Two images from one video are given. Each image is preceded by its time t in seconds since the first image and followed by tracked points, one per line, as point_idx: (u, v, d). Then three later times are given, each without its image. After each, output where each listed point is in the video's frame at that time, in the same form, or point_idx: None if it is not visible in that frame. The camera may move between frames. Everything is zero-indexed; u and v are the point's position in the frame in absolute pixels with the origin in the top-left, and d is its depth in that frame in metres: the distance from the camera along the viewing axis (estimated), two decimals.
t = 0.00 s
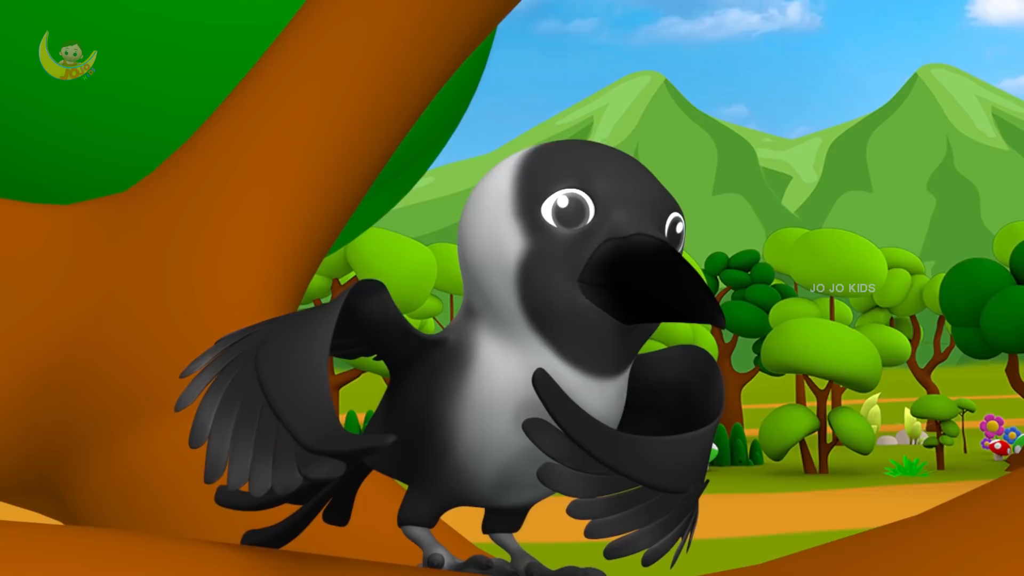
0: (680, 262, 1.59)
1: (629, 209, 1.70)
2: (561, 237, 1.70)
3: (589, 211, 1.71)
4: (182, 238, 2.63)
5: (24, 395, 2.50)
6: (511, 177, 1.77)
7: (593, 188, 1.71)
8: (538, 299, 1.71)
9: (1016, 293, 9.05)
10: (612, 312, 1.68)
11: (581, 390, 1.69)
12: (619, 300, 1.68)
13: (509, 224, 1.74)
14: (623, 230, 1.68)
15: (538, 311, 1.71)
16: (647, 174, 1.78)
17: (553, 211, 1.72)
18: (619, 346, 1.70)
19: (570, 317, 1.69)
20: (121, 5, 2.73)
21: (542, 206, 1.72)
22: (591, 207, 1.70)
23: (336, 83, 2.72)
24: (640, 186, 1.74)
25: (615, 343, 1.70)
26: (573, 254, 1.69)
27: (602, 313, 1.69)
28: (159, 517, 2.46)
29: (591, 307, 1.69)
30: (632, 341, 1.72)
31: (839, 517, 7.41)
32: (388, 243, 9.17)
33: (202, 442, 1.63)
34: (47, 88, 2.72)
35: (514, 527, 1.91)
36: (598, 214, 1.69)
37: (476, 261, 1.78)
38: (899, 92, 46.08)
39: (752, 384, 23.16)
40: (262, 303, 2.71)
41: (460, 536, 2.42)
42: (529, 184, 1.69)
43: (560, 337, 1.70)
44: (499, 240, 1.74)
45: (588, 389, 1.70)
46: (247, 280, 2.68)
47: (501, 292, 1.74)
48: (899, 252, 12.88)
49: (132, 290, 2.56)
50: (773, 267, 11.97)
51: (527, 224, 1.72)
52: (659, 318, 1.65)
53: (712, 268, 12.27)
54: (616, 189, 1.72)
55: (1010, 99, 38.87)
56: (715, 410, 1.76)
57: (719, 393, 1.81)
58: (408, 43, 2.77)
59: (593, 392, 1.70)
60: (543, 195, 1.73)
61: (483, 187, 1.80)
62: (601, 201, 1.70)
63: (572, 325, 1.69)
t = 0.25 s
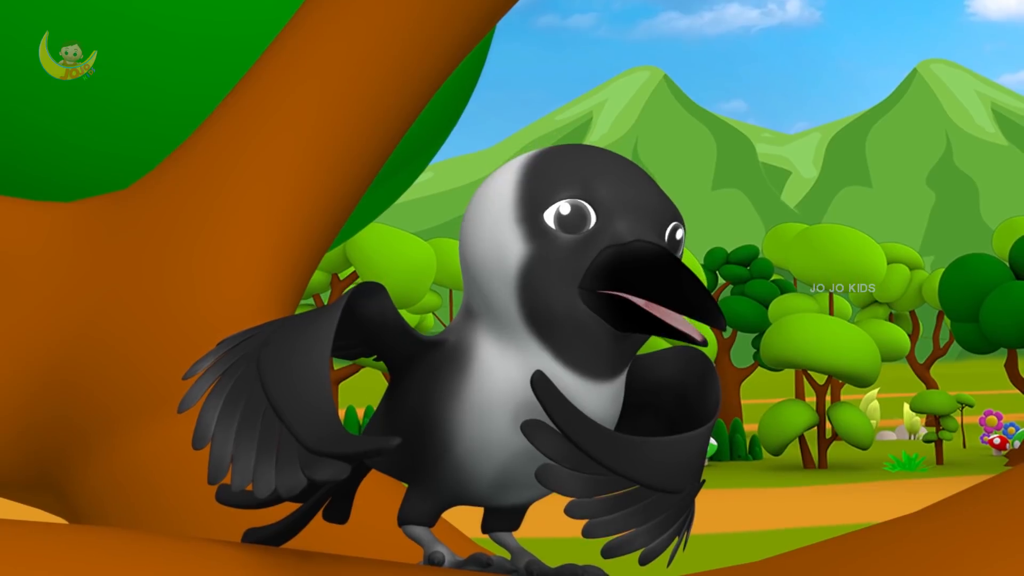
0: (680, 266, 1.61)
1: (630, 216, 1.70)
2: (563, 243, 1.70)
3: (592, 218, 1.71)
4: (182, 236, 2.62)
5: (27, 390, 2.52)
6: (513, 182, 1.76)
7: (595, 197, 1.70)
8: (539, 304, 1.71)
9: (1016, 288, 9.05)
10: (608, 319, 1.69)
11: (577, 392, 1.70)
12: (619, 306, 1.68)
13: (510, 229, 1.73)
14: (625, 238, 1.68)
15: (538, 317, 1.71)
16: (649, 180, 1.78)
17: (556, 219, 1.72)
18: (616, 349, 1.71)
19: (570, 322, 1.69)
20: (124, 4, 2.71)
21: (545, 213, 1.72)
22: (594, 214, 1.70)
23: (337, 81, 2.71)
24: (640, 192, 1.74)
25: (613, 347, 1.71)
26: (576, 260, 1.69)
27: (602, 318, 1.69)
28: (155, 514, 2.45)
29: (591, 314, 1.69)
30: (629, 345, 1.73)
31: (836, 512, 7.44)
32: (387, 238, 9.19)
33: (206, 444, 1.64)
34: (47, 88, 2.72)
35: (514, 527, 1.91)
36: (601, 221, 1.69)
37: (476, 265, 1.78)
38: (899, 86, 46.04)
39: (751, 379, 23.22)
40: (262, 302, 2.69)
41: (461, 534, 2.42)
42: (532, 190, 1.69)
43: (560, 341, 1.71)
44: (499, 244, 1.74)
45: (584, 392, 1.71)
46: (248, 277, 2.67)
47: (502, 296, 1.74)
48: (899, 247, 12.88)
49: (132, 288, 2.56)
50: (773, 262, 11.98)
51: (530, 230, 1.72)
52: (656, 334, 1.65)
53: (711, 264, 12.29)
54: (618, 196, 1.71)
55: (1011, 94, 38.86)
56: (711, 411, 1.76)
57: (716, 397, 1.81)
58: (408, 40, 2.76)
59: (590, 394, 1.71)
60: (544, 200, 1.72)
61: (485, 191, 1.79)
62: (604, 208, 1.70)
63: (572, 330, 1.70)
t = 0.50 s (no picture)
0: (688, 281, 1.61)
1: (642, 224, 1.71)
2: (582, 250, 1.71)
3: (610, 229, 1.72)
4: (182, 234, 2.62)
5: (28, 386, 2.52)
6: (530, 187, 1.76)
7: (614, 208, 1.71)
8: (552, 309, 1.71)
9: (1015, 284, 9.05)
10: (619, 325, 1.69)
11: (579, 395, 1.70)
12: (628, 314, 1.68)
13: (528, 235, 1.73)
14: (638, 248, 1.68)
15: (548, 321, 1.71)
16: (662, 193, 1.79)
17: (573, 227, 1.72)
18: (618, 354, 1.72)
19: (578, 326, 1.69)
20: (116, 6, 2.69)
21: (564, 221, 1.72)
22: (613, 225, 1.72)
23: (337, 78, 2.71)
24: (652, 200, 1.75)
25: (618, 353, 1.72)
26: (591, 267, 1.70)
27: (611, 324, 1.69)
28: (153, 512, 2.45)
29: (602, 321, 1.69)
30: (631, 350, 1.73)
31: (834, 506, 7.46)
32: (387, 233, 9.20)
33: (208, 445, 1.64)
34: (47, 87, 2.71)
35: (513, 525, 1.91)
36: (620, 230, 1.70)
37: (485, 267, 1.78)
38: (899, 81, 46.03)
39: (751, 374, 23.28)
40: (262, 299, 2.69)
41: (461, 531, 2.42)
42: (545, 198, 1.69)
43: (568, 345, 1.71)
44: (517, 250, 1.74)
45: (587, 395, 1.71)
46: (248, 274, 2.67)
47: (512, 299, 1.74)
48: (898, 242, 12.89)
49: (133, 284, 2.56)
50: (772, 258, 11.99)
51: (548, 237, 1.72)
52: (661, 336, 1.66)
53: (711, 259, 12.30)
54: (630, 203, 1.72)
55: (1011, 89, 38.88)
56: (708, 408, 1.76)
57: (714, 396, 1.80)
58: (409, 37, 2.76)
59: (591, 396, 1.71)
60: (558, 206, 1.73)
61: (499, 194, 1.79)
62: (623, 220, 1.71)
63: (581, 336, 1.70)
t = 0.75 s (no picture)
0: (673, 277, 1.60)
1: (632, 222, 1.70)
2: (569, 249, 1.71)
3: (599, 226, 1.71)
4: (183, 232, 2.62)
5: (30, 382, 2.52)
6: (521, 188, 1.76)
7: (604, 208, 1.70)
8: (541, 309, 1.71)
9: (1014, 278, 9.06)
10: (609, 326, 1.68)
11: (576, 395, 1.71)
12: (617, 314, 1.68)
13: (516, 236, 1.74)
14: (627, 247, 1.67)
15: (539, 321, 1.72)
16: (657, 192, 1.78)
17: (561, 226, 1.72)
18: (614, 355, 1.72)
19: (570, 326, 1.70)
20: (117, 4, 2.63)
21: (553, 221, 1.72)
22: (599, 222, 1.71)
23: (337, 76, 2.72)
24: (644, 198, 1.74)
25: (614, 352, 1.71)
26: (579, 268, 1.70)
27: (595, 325, 1.69)
28: (153, 509, 2.45)
29: (590, 321, 1.69)
30: (627, 350, 1.72)
31: (834, 501, 7.47)
32: (386, 227, 9.18)
33: (213, 447, 1.64)
34: (46, 88, 2.65)
35: (514, 524, 1.91)
36: (608, 230, 1.70)
37: (481, 269, 1.78)
38: (898, 76, 46.02)
39: (749, 370, 23.35)
40: (263, 297, 2.69)
41: (462, 528, 2.42)
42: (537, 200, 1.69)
43: (561, 345, 1.71)
44: (506, 250, 1.75)
45: (584, 396, 1.71)
46: (248, 270, 2.67)
47: (504, 299, 1.74)
48: (897, 238, 12.90)
49: (135, 281, 2.55)
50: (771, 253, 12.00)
51: (536, 238, 1.72)
52: (649, 342, 1.64)
53: (710, 254, 12.31)
54: (621, 203, 1.72)
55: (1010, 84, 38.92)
56: (705, 407, 1.75)
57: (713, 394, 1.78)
58: (408, 34, 2.76)
59: (589, 397, 1.72)
60: (549, 207, 1.73)
61: (491, 196, 1.79)
62: (611, 217, 1.71)
63: (574, 336, 1.70)
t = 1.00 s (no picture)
0: (655, 277, 1.54)
1: (617, 219, 1.66)
2: (549, 249, 1.69)
3: (581, 224, 1.68)
4: (184, 230, 2.62)
5: (33, 379, 2.51)
6: (505, 189, 1.76)
7: (585, 206, 1.68)
8: (525, 308, 1.71)
9: (1013, 273, 9.07)
10: (593, 324, 1.67)
11: (571, 396, 1.70)
12: (599, 314, 1.65)
13: (499, 237, 1.74)
14: (608, 247, 1.64)
15: (526, 321, 1.72)
16: (646, 186, 1.74)
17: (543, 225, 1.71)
18: (605, 355, 1.70)
19: (556, 327, 1.69)
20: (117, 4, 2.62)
21: (533, 221, 1.71)
22: (582, 220, 1.68)
23: (338, 73, 2.71)
24: (631, 194, 1.70)
25: (605, 350, 1.70)
26: (561, 268, 1.69)
27: (581, 323, 1.68)
28: (155, 506, 2.46)
29: (574, 319, 1.68)
30: (620, 350, 1.70)
31: (833, 496, 7.49)
32: (385, 222, 9.19)
33: (217, 446, 1.64)
34: (47, 88, 2.65)
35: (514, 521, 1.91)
36: (590, 228, 1.67)
37: (476, 270, 1.79)
38: (897, 71, 46.00)
39: (748, 365, 23.38)
40: (263, 294, 2.68)
41: (463, 526, 2.43)
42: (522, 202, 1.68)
43: (551, 345, 1.71)
44: (490, 252, 1.75)
45: (579, 398, 1.71)
46: (249, 267, 2.67)
47: (493, 301, 1.75)
48: (896, 233, 12.90)
49: (136, 278, 2.55)
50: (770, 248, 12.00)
51: (518, 239, 1.72)
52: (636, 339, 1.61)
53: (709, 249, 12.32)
54: (606, 201, 1.68)
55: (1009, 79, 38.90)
56: (705, 407, 1.75)
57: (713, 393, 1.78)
58: (409, 32, 2.76)
59: (586, 399, 1.71)
60: (534, 207, 1.72)
61: (480, 200, 1.80)
62: (595, 214, 1.67)
63: (561, 336, 1.69)
